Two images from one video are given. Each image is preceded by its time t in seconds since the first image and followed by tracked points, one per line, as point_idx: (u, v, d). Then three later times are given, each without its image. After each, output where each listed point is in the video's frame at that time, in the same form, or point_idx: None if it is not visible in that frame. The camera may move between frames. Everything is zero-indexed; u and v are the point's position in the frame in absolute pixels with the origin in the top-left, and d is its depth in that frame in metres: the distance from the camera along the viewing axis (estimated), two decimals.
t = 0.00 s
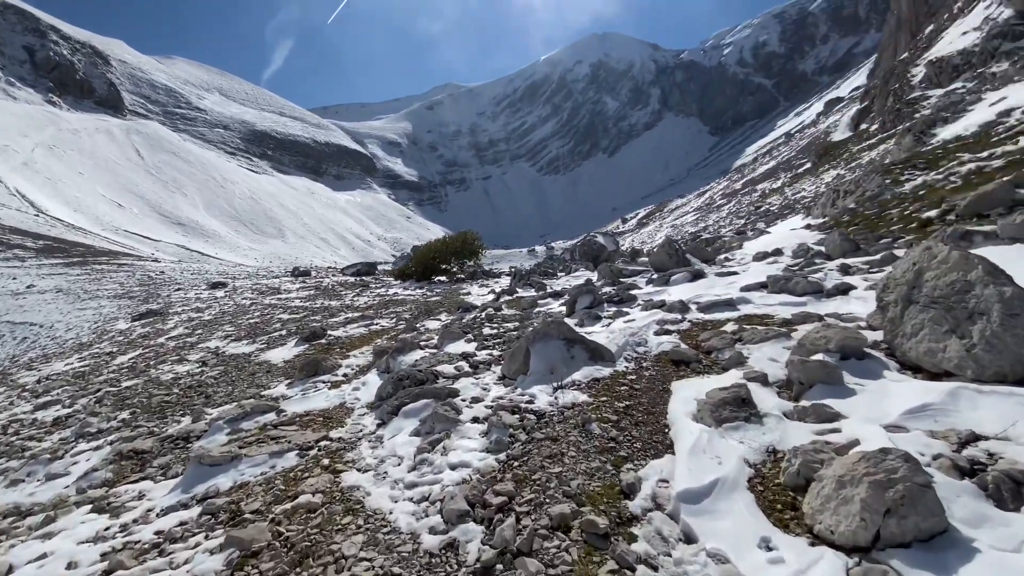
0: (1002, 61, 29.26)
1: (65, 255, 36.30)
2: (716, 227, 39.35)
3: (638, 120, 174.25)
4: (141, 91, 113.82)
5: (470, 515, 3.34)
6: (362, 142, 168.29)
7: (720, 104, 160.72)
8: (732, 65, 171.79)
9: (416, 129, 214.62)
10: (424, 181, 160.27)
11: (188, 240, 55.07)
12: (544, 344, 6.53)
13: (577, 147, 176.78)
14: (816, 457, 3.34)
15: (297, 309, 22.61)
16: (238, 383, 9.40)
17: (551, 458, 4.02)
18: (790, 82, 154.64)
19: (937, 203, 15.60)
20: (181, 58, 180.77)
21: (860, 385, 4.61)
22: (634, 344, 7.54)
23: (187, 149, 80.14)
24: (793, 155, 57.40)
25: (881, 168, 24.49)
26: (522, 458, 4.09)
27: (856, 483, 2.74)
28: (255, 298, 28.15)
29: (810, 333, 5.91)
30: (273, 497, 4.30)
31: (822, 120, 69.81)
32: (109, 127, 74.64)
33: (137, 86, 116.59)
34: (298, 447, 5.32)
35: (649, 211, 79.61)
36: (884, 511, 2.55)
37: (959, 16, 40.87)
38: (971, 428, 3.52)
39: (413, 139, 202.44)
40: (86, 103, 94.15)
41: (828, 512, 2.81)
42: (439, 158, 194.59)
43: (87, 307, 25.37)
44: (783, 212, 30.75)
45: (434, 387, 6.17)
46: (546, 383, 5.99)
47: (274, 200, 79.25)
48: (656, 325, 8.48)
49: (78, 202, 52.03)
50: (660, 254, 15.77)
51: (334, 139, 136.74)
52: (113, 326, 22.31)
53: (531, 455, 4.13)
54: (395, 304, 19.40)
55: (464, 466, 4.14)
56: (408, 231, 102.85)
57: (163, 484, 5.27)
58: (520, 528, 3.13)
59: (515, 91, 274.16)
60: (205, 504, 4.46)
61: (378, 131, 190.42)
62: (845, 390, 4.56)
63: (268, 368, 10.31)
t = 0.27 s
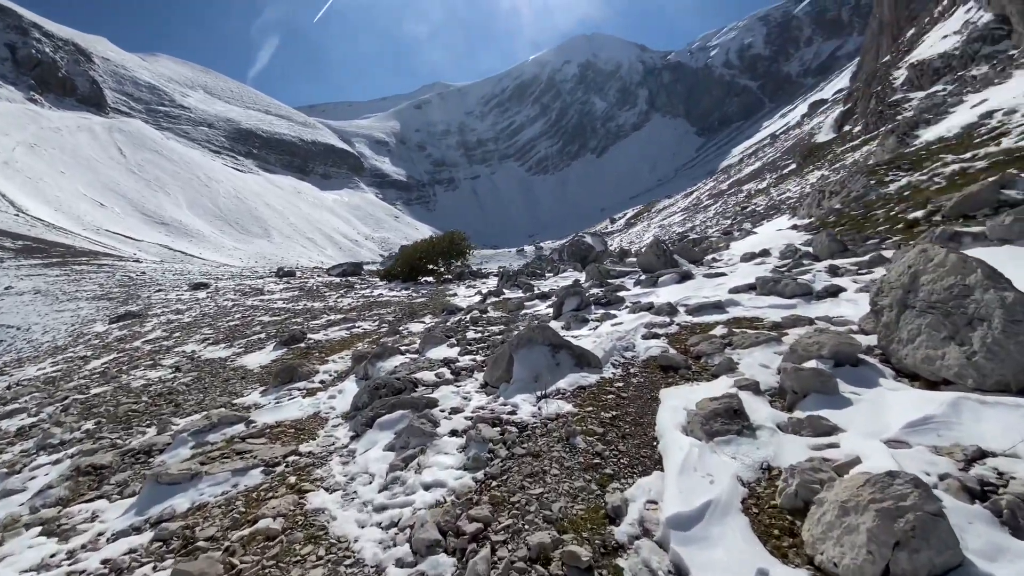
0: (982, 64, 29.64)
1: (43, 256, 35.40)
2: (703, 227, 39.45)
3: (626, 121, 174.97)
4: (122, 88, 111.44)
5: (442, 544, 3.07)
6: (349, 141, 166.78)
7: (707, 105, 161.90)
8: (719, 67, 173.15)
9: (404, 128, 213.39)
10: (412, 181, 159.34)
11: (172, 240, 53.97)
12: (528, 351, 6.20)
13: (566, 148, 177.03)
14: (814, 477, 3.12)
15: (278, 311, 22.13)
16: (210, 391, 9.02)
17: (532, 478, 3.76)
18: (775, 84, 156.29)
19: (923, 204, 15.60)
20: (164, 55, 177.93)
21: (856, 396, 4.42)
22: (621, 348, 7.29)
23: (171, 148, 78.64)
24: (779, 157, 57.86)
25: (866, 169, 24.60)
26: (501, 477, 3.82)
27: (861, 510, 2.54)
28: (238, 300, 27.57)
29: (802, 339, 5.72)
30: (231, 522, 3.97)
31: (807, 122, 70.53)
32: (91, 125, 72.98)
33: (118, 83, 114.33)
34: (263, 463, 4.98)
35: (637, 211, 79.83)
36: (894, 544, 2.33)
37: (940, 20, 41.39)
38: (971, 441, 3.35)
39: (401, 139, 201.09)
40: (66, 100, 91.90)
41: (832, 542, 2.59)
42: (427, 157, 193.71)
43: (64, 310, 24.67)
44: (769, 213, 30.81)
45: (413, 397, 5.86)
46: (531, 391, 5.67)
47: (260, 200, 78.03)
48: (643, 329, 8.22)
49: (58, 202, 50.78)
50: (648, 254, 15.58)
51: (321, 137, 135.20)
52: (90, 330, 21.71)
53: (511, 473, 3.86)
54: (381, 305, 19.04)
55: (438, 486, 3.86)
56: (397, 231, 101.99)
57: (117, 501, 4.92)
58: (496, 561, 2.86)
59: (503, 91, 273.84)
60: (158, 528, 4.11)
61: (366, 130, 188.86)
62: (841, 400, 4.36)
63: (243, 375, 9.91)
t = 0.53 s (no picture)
0: (969, 68, 29.82)
1: (25, 256, 34.64)
2: (695, 228, 39.40)
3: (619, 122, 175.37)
4: (109, 87, 109.88)
5: None
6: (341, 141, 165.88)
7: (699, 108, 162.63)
8: (710, 69, 173.99)
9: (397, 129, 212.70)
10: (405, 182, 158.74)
11: (160, 241, 53.16)
12: (510, 356, 5.85)
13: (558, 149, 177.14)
14: (816, 502, 2.81)
15: (263, 313, 21.66)
16: (180, 398, 8.65)
17: (506, 500, 3.44)
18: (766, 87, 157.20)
19: (914, 204, 15.48)
20: (154, 53, 176.20)
21: (857, 405, 4.14)
22: (609, 352, 6.99)
23: (160, 147, 77.58)
24: (769, 158, 58.07)
25: (856, 170, 24.56)
26: (471, 500, 3.50)
27: (869, 543, 2.25)
28: (224, 301, 27.10)
29: (797, 343, 5.46)
30: (177, 549, 3.62)
31: (798, 124, 70.90)
32: (77, 124, 71.82)
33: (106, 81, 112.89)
34: (220, 480, 4.63)
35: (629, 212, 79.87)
36: None
37: (928, 24, 41.67)
38: (983, 458, 3.06)
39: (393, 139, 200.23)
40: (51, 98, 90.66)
41: None
42: (419, 158, 193.14)
43: (44, 313, 24.09)
44: (760, 214, 30.78)
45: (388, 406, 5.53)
46: (511, 400, 5.32)
47: (251, 200, 77.14)
48: (633, 332, 7.93)
49: (43, 201, 49.86)
50: (639, 255, 15.32)
51: (313, 137, 134.20)
52: (70, 333, 21.19)
53: (484, 494, 3.54)
54: (368, 307, 18.68)
55: (403, 510, 3.52)
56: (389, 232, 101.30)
57: (61, 520, 4.57)
58: None
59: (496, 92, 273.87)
60: (97, 555, 3.75)
61: (358, 130, 187.86)
62: (840, 411, 4.07)
63: (217, 381, 9.53)
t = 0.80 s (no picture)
0: (960, 69, 29.75)
1: (11, 256, 34.03)
2: (690, 228, 39.18)
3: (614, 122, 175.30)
4: (101, 84, 108.68)
5: None
6: (336, 140, 164.96)
7: (694, 108, 162.73)
8: (705, 70, 174.19)
9: (392, 128, 211.84)
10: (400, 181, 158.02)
11: (153, 240, 52.42)
12: (496, 363, 5.52)
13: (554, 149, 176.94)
14: (826, 536, 2.50)
15: (250, 315, 21.21)
16: (152, 404, 8.26)
17: (481, 530, 3.10)
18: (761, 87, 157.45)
19: (912, 204, 15.20)
20: (146, 51, 174.68)
21: (866, 419, 3.82)
22: (600, 357, 6.66)
23: (153, 146, 76.68)
24: (764, 159, 58.02)
25: (852, 170, 24.32)
26: (443, 528, 3.17)
27: None
28: (213, 301, 26.62)
29: (799, 349, 5.14)
30: None
31: (793, 124, 70.88)
32: (68, 122, 70.93)
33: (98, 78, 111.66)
34: (173, 502, 4.26)
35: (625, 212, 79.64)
36: None
37: (920, 25, 41.63)
38: (1011, 483, 2.75)
39: (389, 139, 199.39)
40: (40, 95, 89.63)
41: None
42: (415, 157, 192.47)
43: (29, 314, 23.58)
44: (755, 214, 30.54)
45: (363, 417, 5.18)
46: (496, 410, 4.99)
47: (245, 200, 76.35)
48: (626, 335, 7.60)
49: (32, 201, 49.10)
50: (634, 256, 14.99)
51: (307, 136, 133.31)
52: (53, 334, 20.70)
53: (457, 523, 3.18)
54: (358, 308, 18.29)
55: (366, 539, 3.18)
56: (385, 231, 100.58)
57: None
58: None
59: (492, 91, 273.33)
60: None
61: (353, 130, 186.97)
62: (848, 426, 3.75)
63: (193, 387, 9.14)
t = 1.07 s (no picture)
0: (956, 70, 29.54)
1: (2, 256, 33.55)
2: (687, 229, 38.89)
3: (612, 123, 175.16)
4: (96, 84, 107.91)
5: None
6: (333, 140, 164.33)
7: (691, 109, 162.63)
8: (702, 71, 174.17)
9: (389, 129, 211.29)
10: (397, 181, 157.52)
11: (148, 241, 51.84)
12: (484, 369, 5.14)
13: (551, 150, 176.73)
14: None
15: (241, 316, 20.78)
16: (125, 412, 7.87)
17: (458, 566, 2.75)
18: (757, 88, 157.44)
19: (914, 203, 14.85)
20: (142, 51, 173.69)
21: (887, 433, 3.47)
22: (596, 360, 6.31)
23: (148, 146, 76.03)
24: (761, 159, 57.79)
25: (850, 170, 24.02)
26: (418, 562, 2.82)
27: None
28: (205, 302, 26.19)
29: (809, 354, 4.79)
30: None
31: (790, 125, 70.71)
32: (62, 122, 70.32)
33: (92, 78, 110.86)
34: (125, 526, 3.91)
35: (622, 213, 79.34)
36: None
37: (916, 26, 41.46)
38: None
39: (386, 139, 198.80)
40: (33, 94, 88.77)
41: None
42: (412, 158, 192.02)
43: (17, 316, 23.13)
44: (753, 214, 30.24)
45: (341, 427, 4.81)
46: (483, 421, 4.62)
47: (241, 200, 75.76)
48: (623, 338, 7.23)
49: (25, 201, 48.50)
50: (631, 256, 14.65)
51: (304, 137, 132.71)
52: (39, 336, 20.25)
53: (430, 556, 2.83)
54: (350, 309, 17.92)
55: (329, 575, 2.80)
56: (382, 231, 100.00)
57: None
58: None
59: (489, 92, 272.95)
60: None
61: (350, 130, 186.43)
62: (870, 441, 3.39)
63: (171, 393, 8.75)
